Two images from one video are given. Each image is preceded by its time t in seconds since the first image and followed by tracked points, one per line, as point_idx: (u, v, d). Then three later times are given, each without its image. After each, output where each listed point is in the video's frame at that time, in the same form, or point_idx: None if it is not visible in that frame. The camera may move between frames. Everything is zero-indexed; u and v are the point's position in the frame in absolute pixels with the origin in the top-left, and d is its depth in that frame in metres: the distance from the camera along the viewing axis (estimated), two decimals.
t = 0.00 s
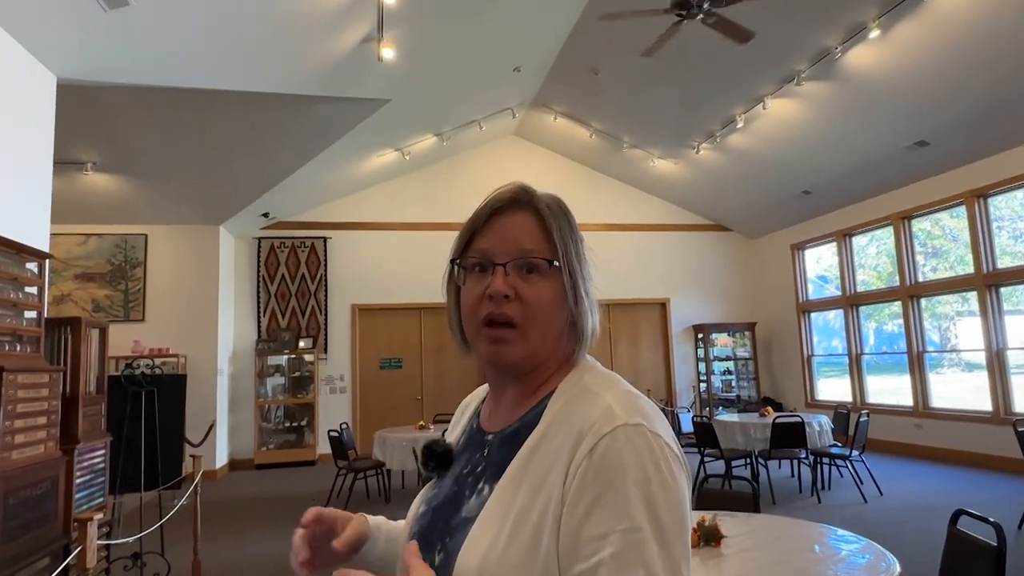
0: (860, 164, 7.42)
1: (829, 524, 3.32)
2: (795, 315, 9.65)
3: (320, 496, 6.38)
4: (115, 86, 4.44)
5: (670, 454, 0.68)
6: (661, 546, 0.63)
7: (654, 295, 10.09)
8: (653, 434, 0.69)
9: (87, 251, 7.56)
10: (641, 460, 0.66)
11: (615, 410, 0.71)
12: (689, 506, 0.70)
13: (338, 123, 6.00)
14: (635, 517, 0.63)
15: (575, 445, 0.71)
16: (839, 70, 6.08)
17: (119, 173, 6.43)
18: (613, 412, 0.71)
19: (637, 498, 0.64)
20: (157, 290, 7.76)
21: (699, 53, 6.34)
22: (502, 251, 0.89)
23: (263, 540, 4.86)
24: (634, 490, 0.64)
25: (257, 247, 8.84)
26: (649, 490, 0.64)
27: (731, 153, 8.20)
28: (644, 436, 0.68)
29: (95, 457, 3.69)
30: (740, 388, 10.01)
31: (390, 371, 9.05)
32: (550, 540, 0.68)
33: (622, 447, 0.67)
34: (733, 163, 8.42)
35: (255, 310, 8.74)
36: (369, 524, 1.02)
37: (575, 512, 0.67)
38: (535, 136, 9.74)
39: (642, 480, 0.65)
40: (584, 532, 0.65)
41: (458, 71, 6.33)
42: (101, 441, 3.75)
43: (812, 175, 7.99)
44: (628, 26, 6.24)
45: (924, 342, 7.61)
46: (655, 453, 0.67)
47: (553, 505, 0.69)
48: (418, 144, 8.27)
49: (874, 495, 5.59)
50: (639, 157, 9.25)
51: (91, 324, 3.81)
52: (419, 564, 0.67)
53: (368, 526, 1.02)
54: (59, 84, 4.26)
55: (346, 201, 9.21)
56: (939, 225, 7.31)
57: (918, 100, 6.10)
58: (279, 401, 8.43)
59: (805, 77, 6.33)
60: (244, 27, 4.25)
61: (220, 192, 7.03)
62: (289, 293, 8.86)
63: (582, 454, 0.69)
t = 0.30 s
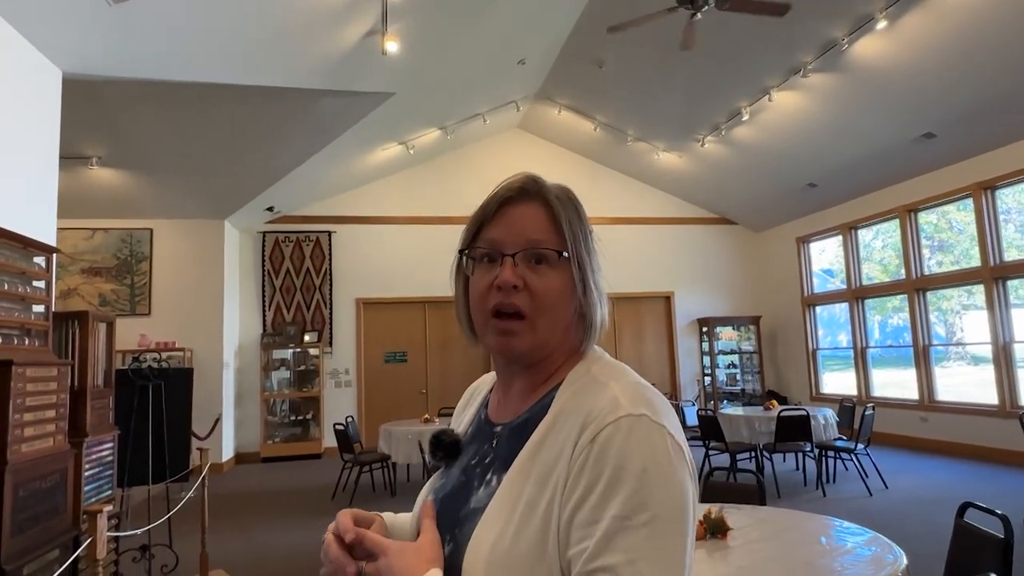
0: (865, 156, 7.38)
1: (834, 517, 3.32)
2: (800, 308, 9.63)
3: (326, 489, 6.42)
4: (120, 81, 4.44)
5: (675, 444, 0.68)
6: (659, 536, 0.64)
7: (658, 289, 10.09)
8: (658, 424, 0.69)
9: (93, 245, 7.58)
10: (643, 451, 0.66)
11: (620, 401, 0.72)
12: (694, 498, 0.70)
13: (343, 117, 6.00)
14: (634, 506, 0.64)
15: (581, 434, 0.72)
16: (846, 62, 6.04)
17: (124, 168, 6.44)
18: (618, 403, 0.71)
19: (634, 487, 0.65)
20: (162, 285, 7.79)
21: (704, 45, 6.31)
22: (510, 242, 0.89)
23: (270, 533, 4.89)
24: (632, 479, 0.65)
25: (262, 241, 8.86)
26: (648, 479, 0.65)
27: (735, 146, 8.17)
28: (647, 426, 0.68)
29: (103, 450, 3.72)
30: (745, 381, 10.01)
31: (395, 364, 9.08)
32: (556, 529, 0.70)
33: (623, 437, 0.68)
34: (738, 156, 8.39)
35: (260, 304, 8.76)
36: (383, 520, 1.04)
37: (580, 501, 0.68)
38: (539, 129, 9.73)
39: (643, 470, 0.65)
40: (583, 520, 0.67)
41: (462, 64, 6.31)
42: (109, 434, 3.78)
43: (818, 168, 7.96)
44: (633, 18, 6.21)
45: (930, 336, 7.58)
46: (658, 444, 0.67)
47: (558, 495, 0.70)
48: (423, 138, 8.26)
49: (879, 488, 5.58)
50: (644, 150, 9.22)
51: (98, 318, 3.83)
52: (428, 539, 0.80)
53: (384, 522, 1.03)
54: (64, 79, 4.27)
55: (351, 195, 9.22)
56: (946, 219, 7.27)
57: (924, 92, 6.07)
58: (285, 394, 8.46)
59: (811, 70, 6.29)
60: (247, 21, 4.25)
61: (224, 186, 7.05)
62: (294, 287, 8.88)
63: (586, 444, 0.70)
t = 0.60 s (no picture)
0: (870, 150, 7.35)
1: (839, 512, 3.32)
2: (804, 303, 9.62)
3: (331, 484, 6.44)
4: (124, 76, 4.43)
5: (679, 438, 0.69)
6: (664, 528, 0.64)
7: (662, 284, 10.08)
8: (663, 418, 0.69)
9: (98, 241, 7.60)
10: (648, 444, 0.67)
11: (626, 394, 0.72)
12: (699, 492, 0.70)
13: (346, 112, 6.00)
14: (639, 497, 0.65)
15: (586, 427, 0.72)
16: (851, 55, 6.00)
17: (128, 164, 6.45)
18: (624, 397, 0.72)
19: (640, 480, 0.65)
20: (167, 280, 7.81)
21: (708, 39, 6.28)
22: (515, 239, 0.89)
23: (275, 527, 4.91)
24: (637, 471, 0.65)
25: (266, 237, 8.87)
26: (654, 472, 0.65)
27: (739, 140, 8.14)
28: (652, 419, 0.68)
29: (111, 445, 3.74)
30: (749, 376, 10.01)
31: (399, 360, 9.09)
32: (561, 521, 0.70)
33: (629, 429, 0.68)
34: (742, 150, 8.36)
35: (265, 300, 8.79)
36: (383, 510, 1.04)
37: (586, 494, 0.68)
38: (542, 124, 9.70)
39: (647, 462, 0.66)
40: (589, 511, 0.67)
41: (466, 59, 6.29)
42: (116, 429, 3.80)
43: (822, 162, 7.93)
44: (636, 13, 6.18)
45: (935, 331, 7.56)
46: (662, 437, 0.67)
47: (564, 487, 0.71)
48: (426, 133, 8.25)
49: (883, 483, 5.59)
50: (647, 145, 9.19)
51: (105, 314, 3.85)
52: (428, 524, 0.80)
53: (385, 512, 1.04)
54: (69, 75, 4.27)
55: (354, 190, 9.22)
56: (951, 213, 7.24)
57: (930, 85, 6.03)
58: (289, 389, 8.49)
59: (816, 63, 6.25)
60: (250, 16, 4.24)
61: (228, 182, 7.05)
62: (298, 282, 8.90)
63: (591, 437, 0.70)
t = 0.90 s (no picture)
0: (874, 146, 7.33)
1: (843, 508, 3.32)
2: (808, 300, 9.61)
3: (335, 480, 6.46)
4: (128, 73, 4.43)
5: (683, 437, 0.69)
6: (667, 527, 0.64)
7: (665, 281, 10.08)
8: (667, 417, 0.69)
9: (102, 239, 7.62)
10: (652, 443, 0.67)
11: (630, 393, 0.72)
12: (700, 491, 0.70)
13: (350, 109, 6.01)
14: (640, 496, 0.65)
15: (591, 425, 0.72)
16: (856, 51, 5.98)
17: (132, 162, 6.45)
18: (629, 396, 0.72)
19: (644, 479, 0.65)
20: (171, 278, 7.83)
21: (711, 36, 6.27)
22: (521, 232, 0.89)
23: (280, 523, 4.93)
24: (640, 471, 0.66)
25: (269, 234, 8.88)
26: (656, 471, 0.65)
27: (742, 137, 8.12)
28: (656, 419, 0.69)
29: (116, 441, 3.76)
30: (752, 372, 10.00)
31: (402, 357, 9.11)
32: (566, 519, 0.71)
33: (633, 429, 0.68)
34: (746, 147, 8.34)
35: (268, 297, 8.80)
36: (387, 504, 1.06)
37: (591, 493, 0.69)
38: (545, 120, 9.70)
39: (652, 462, 0.66)
40: (592, 509, 0.68)
41: (468, 56, 6.28)
42: (122, 426, 3.81)
43: (826, 158, 7.92)
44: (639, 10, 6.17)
45: (939, 327, 7.54)
46: (666, 437, 0.68)
47: (568, 485, 0.71)
48: (429, 130, 8.25)
49: (887, 479, 5.59)
50: (651, 141, 9.18)
51: (110, 311, 3.86)
52: (428, 515, 0.80)
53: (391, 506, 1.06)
54: (73, 72, 4.27)
55: (357, 187, 9.23)
56: (955, 209, 7.23)
57: (935, 81, 6.00)
58: (293, 386, 8.51)
59: (820, 59, 6.23)
60: (253, 13, 4.23)
61: (232, 179, 7.06)
62: (302, 279, 8.91)
63: (595, 436, 0.70)
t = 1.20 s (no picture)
0: (875, 144, 7.32)
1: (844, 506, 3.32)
2: (808, 297, 9.61)
3: (335, 478, 6.46)
4: (127, 70, 4.41)
5: (691, 438, 0.68)
6: (676, 528, 0.64)
7: (665, 279, 10.07)
8: (674, 418, 0.69)
9: (102, 236, 7.61)
10: (660, 444, 0.66)
11: (638, 394, 0.72)
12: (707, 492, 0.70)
13: (350, 106, 6.00)
14: (648, 497, 0.65)
15: (597, 425, 0.72)
16: (857, 48, 5.97)
17: (133, 160, 6.44)
18: (636, 396, 0.71)
19: (651, 479, 0.65)
20: (171, 275, 7.83)
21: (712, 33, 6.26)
22: (509, 229, 0.90)
23: (281, 521, 4.93)
24: (648, 472, 0.65)
25: (270, 232, 8.88)
26: (665, 472, 0.65)
27: (743, 134, 8.11)
28: (664, 420, 0.68)
29: (117, 439, 3.76)
30: (752, 370, 10.00)
31: (403, 354, 9.11)
32: (574, 518, 0.70)
33: (641, 430, 0.68)
34: (747, 144, 8.33)
35: (269, 294, 8.80)
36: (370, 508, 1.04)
37: (598, 494, 0.68)
38: (545, 118, 9.69)
39: (660, 462, 0.65)
40: (599, 510, 0.67)
41: (469, 53, 6.27)
42: (122, 423, 3.81)
43: (827, 156, 7.91)
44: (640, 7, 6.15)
45: (940, 325, 7.54)
46: (674, 437, 0.67)
47: (577, 486, 0.71)
48: (430, 127, 8.23)
49: (887, 477, 5.59)
50: (651, 139, 9.16)
51: (110, 308, 3.85)
52: (418, 519, 0.78)
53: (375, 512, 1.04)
54: (73, 70, 4.26)
55: (357, 185, 9.22)
56: (956, 206, 7.22)
57: (937, 78, 5.98)
58: (294, 384, 8.51)
59: (821, 57, 6.22)
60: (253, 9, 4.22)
61: (232, 176, 7.05)
62: (302, 277, 8.91)
63: (603, 437, 0.70)
